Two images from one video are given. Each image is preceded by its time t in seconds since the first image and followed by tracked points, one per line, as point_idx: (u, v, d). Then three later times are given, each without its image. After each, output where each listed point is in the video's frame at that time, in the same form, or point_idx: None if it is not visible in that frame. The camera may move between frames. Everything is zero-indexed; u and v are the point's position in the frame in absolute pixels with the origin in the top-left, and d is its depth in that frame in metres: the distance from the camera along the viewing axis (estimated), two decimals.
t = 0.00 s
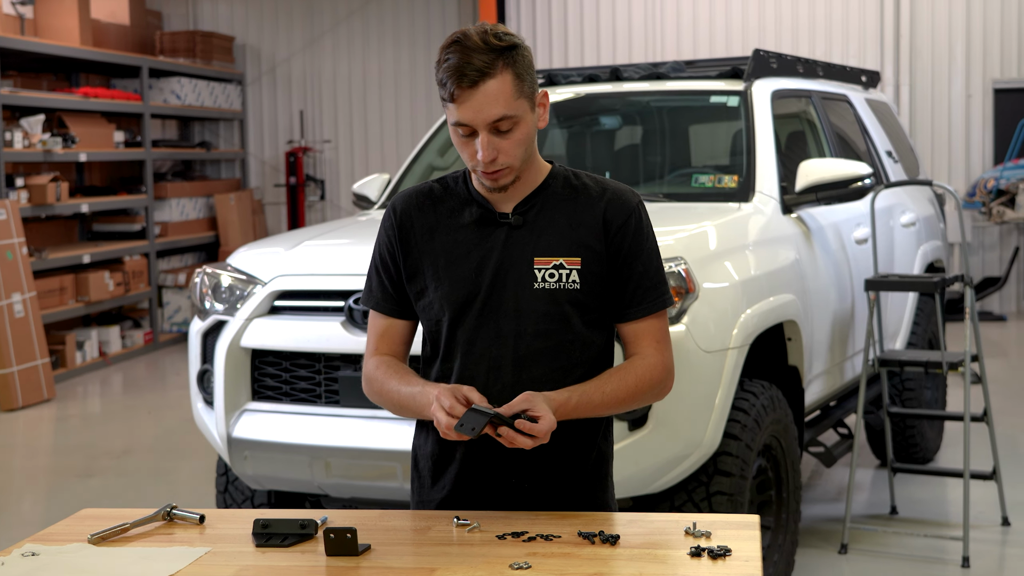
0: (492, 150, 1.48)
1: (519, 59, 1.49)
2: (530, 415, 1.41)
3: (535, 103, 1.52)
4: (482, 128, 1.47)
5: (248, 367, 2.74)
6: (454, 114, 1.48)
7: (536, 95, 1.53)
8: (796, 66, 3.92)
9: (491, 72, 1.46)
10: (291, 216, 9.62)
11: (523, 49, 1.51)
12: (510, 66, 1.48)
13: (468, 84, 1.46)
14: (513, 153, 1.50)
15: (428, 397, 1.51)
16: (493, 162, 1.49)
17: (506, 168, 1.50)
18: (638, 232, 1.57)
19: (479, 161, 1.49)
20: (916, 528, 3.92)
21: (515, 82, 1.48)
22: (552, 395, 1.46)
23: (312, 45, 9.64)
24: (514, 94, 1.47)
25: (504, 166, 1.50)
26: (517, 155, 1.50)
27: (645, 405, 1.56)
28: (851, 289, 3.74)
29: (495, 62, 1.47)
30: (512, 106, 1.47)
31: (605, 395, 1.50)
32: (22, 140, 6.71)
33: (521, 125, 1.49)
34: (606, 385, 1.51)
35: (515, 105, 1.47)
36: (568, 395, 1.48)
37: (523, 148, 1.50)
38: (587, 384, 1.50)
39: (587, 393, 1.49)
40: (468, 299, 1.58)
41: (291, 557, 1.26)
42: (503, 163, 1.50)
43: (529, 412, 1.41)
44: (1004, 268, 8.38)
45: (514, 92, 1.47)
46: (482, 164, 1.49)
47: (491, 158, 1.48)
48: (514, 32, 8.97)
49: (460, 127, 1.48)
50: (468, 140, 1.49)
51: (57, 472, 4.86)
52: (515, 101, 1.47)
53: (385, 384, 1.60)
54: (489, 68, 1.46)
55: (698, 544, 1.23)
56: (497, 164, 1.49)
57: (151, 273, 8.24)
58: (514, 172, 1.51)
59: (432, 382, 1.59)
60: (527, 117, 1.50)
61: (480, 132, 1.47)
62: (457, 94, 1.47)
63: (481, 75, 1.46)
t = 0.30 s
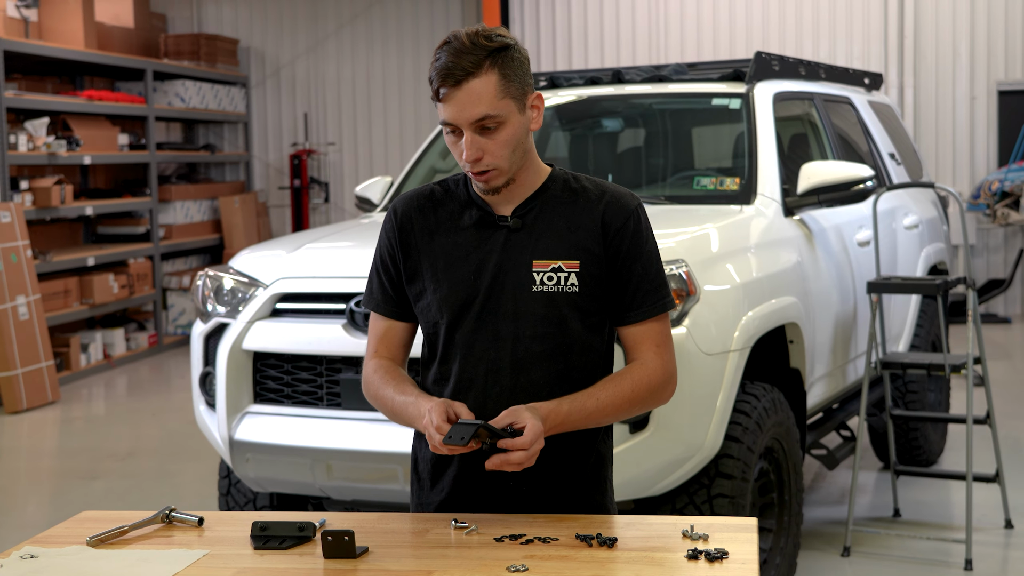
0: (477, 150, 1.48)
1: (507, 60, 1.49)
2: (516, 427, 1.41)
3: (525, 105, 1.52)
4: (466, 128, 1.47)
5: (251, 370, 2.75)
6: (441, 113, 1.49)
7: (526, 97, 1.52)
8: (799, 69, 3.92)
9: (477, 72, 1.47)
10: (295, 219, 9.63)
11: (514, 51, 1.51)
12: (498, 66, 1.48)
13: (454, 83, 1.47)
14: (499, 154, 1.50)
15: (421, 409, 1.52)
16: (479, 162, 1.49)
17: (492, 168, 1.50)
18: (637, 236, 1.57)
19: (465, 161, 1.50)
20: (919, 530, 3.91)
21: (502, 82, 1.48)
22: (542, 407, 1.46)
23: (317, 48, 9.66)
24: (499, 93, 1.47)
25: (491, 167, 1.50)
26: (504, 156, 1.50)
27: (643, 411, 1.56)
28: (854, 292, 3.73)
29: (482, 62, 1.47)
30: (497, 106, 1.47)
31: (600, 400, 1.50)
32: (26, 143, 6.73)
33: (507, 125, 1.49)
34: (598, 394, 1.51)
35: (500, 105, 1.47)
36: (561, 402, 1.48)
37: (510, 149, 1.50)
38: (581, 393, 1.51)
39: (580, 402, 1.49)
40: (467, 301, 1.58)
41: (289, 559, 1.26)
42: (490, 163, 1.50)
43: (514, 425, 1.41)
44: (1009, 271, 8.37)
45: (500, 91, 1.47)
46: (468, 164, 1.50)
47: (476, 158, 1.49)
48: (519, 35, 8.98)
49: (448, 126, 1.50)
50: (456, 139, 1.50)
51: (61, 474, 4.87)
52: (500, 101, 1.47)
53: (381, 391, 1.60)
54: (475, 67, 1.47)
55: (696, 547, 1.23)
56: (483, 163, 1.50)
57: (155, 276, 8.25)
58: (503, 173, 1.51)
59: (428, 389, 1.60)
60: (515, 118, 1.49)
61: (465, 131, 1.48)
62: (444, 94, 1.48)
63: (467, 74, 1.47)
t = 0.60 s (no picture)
0: (480, 155, 1.49)
1: (506, 62, 1.49)
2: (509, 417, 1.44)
3: (525, 106, 1.52)
4: (468, 133, 1.48)
5: (256, 370, 2.75)
6: (442, 119, 1.50)
7: (526, 98, 1.53)
8: (806, 70, 3.91)
9: (476, 77, 1.47)
10: (303, 219, 9.66)
11: (512, 53, 1.51)
12: (497, 70, 1.48)
13: (454, 89, 1.47)
14: (502, 157, 1.50)
15: (401, 408, 1.54)
16: (482, 167, 1.50)
17: (495, 172, 1.51)
18: (639, 236, 1.57)
19: (468, 166, 1.50)
20: (925, 533, 3.90)
21: (502, 86, 1.48)
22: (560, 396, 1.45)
23: (325, 48, 9.68)
24: (499, 97, 1.48)
25: (494, 171, 1.51)
26: (507, 159, 1.50)
27: (653, 411, 1.55)
28: (860, 294, 3.73)
29: (481, 67, 1.47)
30: (498, 110, 1.48)
31: (617, 394, 1.50)
32: (35, 142, 6.75)
33: (509, 128, 1.49)
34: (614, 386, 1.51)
35: (500, 109, 1.48)
36: (578, 393, 1.48)
37: (512, 152, 1.51)
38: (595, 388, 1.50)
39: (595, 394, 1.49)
40: (469, 302, 1.59)
41: (288, 559, 1.27)
42: (493, 168, 1.50)
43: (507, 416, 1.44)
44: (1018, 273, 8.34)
45: (499, 95, 1.47)
46: (472, 169, 1.50)
47: (479, 163, 1.49)
48: (527, 36, 8.98)
49: (450, 132, 1.50)
50: (458, 145, 1.51)
51: (68, 473, 4.89)
52: (501, 104, 1.48)
53: (371, 391, 1.62)
54: (474, 72, 1.47)
55: (695, 548, 1.23)
56: (487, 168, 1.50)
57: (163, 275, 8.28)
58: (506, 177, 1.51)
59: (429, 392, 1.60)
60: (516, 121, 1.50)
61: (467, 136, 1.48)
62: (445, 101, 1.48)
63: (467, 80, 1.47)
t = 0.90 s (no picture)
0: (486, 153, 1.49)
1: (513, 63, 1.50)
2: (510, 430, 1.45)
3: (531, 107, 1.53)
4: (475, 131, 1.48)
5: (263, 371, 2.76)
6: (449, 117, 1.50)
7: (532, 100, 1.53)
8: (815, 72, 3.91)
9: (484, 76, 1.48)
10: (314, 220, 9.69)
11: (518, 54, 1.52)
12: (504, 70, 1.49)
13: (462, 88, 1.47)
14: (508, 156, 1.50)
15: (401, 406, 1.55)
16: (487, 165, 1.50)
17: (501, 171, 1.51)
18: (639, 236, 1.57)
19: (473, 163, 1.50)
20: (934, 537, 3.88)
21: (509, 85, 1.49)
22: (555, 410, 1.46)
23: (336, 50, 9.70)
24: (506, 97, 1.48)
25: (500, 170, 1.51)
26: (513, 158, 1.51)
27: (653, 414, 1.55)
28: (868, 296, 3.72)
29: (488, 66, 1.48)
30: (506, 109, 1.48)
31: (614, 405, 1.50)
32: (46, 144, 6.78)
33: (515, 128, 1.50)
34: (611, 396, 1.51)
35: (508, 108, 1.48)
36: (576, 407, 1.48)
37: (518, 152, 1.51)
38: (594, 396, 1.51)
39: (594, 405, 1.49)
40: (469, 303, 1.59)
41: (290, 560, 1.27)
42: (499, 166, 1.50)
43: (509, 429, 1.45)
44: None
45: (507, 95, 1.48)
46: (477, 167, 1.50)
47: (485, 161, 1.49)
48: (537, 38, 8.99)
49: (456, 131, 1.50)
50: (463, 143, 1.51)
51: (79, 474, 4.91)
52: (508, 104, 1.48)
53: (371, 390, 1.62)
54: (482, 71, 1.48)
55: (696, 551, 1.23)
56: (493, 166, 1.50)
57: (174, 277, 8.30)
58: (511, 176, 1.52)
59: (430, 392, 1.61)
60: (522, 121, 1.50)
61: (474, 135, 1.49)
62: (452, 98, 1.48)
63: (475, 78, 1.47)
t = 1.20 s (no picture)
0: (489, 133, 1.49)
1: (515, 53, 1.52)
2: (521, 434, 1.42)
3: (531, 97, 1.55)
4: (479, 112, 1.49)
5: (267, 373, 2.77)
6: (452, 100, 1.51)
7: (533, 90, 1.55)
8: (820, 76, 3.91)
9: (487, 59, 1.50)
10: (321, 222, 9.71)
11: (519, 46, 1.55)
12: (506, 57, 1.51)
13: (466, 69, 1.49)
14: (511, 139, 1.51)
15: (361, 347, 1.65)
16: (490, 146, 1.50)
17: (503, 154, 1.51)
18: (635, 235, 1.58)
19: (476, 145, 1.50)
20: (939, 541, 3.88)
21: (511, 70, 1.51)
22: (558, 411, 1.46)
23: (344, 54, 9.72)
24: (509, 80, 1.50)
25: (502, 152, 1.51)
26: (515, 141, 1.51)
27: (653, 411, 1.56)
28: (872, 300, 3.71)
29: (491, 51, 1.50)
30: (509, 91, 1.50)
31: (613, 404, 1.50)
32: (55, 146, 6.79)
33: (517, 111, 1.51)
34: (611, 394, 1.51)
35: (511, 90, 1.50)
36: (576, 409, 1.48)
37: (520, 135, 1.51)
38: (596, 395, 1.51)
39: (595, 404, 1.49)
40: (466, 301, 1.60)
41: (288, 561, 1.28)
42: (501, 148, 1.51)
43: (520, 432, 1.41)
44: None
45: (509, 77, 1.50)
46: (479, 149, 1.50)
47: (488, 141, 1.49)
48: (545, 41, 8.99)
49: (458, 114, 1.51)
50: (466, 127, 1.51)
51: (85, 476, 4.93)
52: (511, 87, 1.50)
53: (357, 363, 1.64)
54: (485, 55, 1.50)
55: (693, 554, 1.24)
56: (495, 148, 1.50)
57: (181, 279, 8.32)
58: (513, 160, 1.52)
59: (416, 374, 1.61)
60: (524, 106, 1.52)
61: (477, 115, 1.49)
62: (455, 81, 1.50)
63: (478, 61, 1.49)
